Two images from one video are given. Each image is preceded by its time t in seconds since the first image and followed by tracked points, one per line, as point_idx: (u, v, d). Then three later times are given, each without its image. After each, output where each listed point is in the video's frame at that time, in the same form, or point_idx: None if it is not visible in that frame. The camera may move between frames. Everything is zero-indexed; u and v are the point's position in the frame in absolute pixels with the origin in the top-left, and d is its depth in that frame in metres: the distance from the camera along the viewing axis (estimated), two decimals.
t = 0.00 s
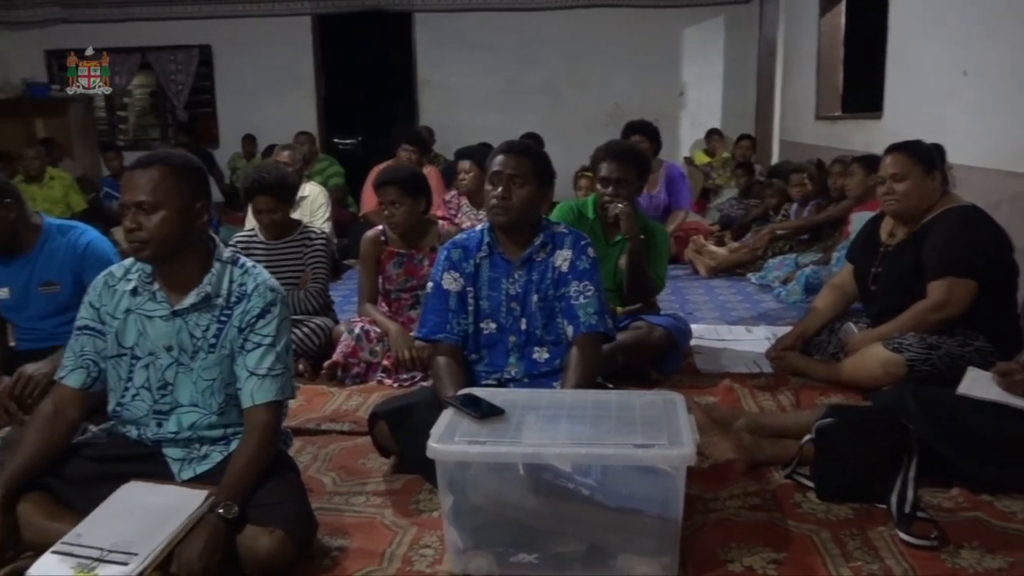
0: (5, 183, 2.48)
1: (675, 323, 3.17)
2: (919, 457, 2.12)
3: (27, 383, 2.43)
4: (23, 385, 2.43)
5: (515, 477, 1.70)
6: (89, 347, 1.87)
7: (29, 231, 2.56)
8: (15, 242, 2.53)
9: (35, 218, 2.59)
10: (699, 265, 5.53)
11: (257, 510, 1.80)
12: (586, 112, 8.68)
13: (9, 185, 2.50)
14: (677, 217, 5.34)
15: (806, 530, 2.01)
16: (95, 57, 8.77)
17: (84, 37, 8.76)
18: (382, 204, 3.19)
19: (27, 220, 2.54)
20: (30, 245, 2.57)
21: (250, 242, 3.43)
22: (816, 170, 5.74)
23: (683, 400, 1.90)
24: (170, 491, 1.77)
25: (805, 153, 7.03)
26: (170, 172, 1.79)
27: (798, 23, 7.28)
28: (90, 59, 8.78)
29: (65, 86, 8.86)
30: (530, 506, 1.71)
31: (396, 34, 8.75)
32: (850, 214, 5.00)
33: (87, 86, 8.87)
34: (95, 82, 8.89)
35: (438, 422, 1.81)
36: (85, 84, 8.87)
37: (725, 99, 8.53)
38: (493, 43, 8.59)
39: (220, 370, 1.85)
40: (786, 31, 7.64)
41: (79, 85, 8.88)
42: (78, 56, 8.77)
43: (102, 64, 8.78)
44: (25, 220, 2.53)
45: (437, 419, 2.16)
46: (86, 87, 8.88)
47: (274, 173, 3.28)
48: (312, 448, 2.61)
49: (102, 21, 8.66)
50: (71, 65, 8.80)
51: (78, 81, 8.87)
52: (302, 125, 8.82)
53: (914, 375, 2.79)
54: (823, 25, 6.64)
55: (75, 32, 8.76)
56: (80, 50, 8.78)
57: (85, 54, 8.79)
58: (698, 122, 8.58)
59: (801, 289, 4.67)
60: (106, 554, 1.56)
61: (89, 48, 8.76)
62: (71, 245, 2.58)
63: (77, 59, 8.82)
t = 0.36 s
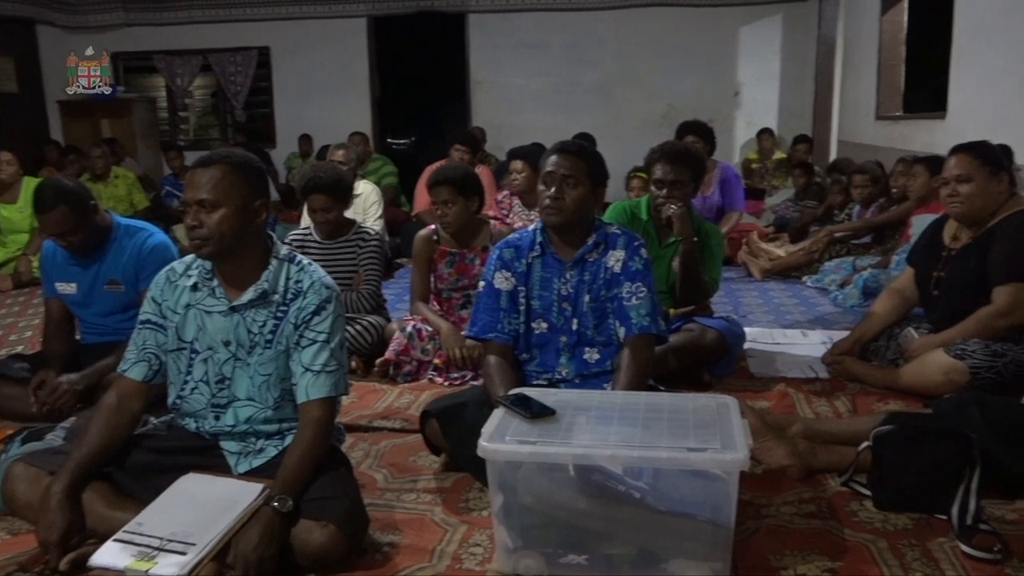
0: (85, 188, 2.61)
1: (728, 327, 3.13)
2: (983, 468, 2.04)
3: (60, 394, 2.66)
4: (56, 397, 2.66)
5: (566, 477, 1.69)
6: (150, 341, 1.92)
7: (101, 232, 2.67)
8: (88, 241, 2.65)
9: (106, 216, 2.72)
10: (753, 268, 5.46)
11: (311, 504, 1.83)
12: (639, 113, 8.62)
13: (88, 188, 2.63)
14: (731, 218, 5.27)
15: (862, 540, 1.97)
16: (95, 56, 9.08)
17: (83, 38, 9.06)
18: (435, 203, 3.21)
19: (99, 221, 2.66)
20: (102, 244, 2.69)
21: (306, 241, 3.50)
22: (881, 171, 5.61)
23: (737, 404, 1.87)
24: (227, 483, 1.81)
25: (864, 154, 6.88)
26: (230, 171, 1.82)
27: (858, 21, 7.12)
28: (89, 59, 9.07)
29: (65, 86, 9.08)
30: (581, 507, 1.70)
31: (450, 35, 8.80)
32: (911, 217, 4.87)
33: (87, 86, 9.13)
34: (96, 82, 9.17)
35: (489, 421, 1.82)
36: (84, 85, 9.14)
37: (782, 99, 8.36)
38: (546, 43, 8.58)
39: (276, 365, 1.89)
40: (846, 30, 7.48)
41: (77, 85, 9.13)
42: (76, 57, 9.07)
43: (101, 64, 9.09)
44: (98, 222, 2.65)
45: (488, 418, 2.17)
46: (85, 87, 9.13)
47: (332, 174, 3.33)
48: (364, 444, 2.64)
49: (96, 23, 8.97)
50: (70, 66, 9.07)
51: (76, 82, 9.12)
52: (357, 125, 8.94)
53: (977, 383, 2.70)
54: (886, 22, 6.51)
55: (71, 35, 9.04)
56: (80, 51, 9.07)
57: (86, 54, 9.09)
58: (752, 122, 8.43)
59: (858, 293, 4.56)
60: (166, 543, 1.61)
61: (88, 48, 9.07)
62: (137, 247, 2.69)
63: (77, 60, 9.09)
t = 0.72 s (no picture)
0: (152, 193, 2.68)
1: (781, 331, 3.08)
2: None
3: (110, 396, 2.87)
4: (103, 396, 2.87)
5: (614, 479, 1.68)
6: (207, 336, 1.96)
7: (168, 237, 2.77)
8: (155, 244, 2.75)
9: (173, 217, 2.81)
10: (807, 270, 5.37)
11: (360, 500, 1.85)
12: (690, 113, 8.53)
13: (157, 194, 2.71)
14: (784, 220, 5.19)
15: (919, 550, 1.92)
16: (95, 57, 8.84)
17: (89, 38, 8.76)
18: (485, 202, 3.22)
19: (166, 225, 2.75)
20: (167, 247, 2.79)
21: (359, 239, 3.54)
22: (943, 173, 5.45)
23: (790, 408, 1.84)
24: (279, 477, 1.84)
25: (924, 155, 6.70)
26: (286, 170, 1.85)
27: (919, 19, 6.93)
28: (91, 59, 8.79)
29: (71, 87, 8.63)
30: (629, 510, 1.69)
31: (500, 35, 8.82)
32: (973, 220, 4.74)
33: (89, 87, 8.82)
34: (95, 82, 8.87)
35: (538, 422, 1.82)
36: (85, 85, 8.80)
37: (838, 99, 8.17)
38: (597, 43, 8.54)
39: (328, 362, 1.91)
40: (906, 28, 7.28)
41: (80, 86, 8.76)
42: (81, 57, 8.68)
43: (102, 64, 8.91)
44: (165, 226, 2.74)
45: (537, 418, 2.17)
46: (88, 88, 8.81)
47: (386, 173, 3.35)
48: (413, 442, 2.66)
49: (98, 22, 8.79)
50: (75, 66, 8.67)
51: (80, 82, 8.74)
52: (408, 125, 9.03)
53: None
54: (947, 20, 6.33)
55: (77, 33, 8.61)
56: (82, 51, 8.66)
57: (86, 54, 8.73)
58: (807, 123, 8.26)
59: (916, 297, 4.46)
60: (220, 535, 1.64)
61: (90, 48, 8.77)
62: (199, 253, 2.78)
63: (78, 60, 8.66)
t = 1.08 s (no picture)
0: (217, 193, 2.75)
1: (838, 335, 3.02)
2: None
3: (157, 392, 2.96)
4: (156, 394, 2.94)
5: (666, 483, 1.67)
6: (264, 333, 2.00)
7: (232, 236, 2.83)
8: (218, 243, 2.82)
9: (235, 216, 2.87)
10: (864, 274, 5.25)
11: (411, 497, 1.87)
12: (745, 113, 8.41)
13: (220, 193, 2.78)
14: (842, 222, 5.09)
15: (981, 563, 1.87)
16: (97, 56, 8.25)
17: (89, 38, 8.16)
18: (537, 203, 3.22)
19: (229, 224, 2.81)
20: (230, 245, 2.85)
21: (412, 238, 3.58)
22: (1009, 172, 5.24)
23: (847, 414, 1.81)
24: (333, 473, 1.87)
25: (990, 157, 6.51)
26: (343, 170, 1.88)
27: (986, 16, 6.72)
28: (91, 59, 8.21)
29: (71, 87, 8.03)
30: (681, 514, 1.67)
31: (554, 36, 8.81)
32: None
33: (89, 87, 8.22)
34: (94, 82, 8.28)
35: (589, 423, 1.81)
36: (86, 86, 8.21)
37: (899, 98, 7.96)
38: (652, 43, 8.48)
39: (382, 360, 1.94)
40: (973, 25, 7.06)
41: (81, 86, 8.16)
42: (82, 55, 8.10)
43: (103, 64, 8.31)
44: (228, 226, 2.81)
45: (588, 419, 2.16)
46: (90, 88, 8.22)
47: (438, 172, 3.36)
48: (464, 441, 2.68)
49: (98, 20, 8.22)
50: (76, 66, 8.07)
51: (80, 82, 8.13)
52: (461, 125, 9.08)
53: None
54: (1016, 17, 6.12)
55: (75, 33, 8.00)
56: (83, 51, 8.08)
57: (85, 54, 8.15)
58: (867, 123, 8.07)
59: (980, 303, 4.33)
60: (275, 528, 1.68)
61: (91, 48, 8.20)
62: (260, 252, 2.84)
63: (77, 59, 8.07)
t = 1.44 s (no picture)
0: (269, 191, 2.79)
1: (891, 340, 2.95)
2: None
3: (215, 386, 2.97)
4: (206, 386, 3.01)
5: (713, 486, 1.65)
6: (314, 330, 2.03)
7: (283, 233, 2.89)
8: (270, 240, 2.87)
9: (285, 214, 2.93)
10: (918, 277, 5.13)
11: (456, 496, 1.87)
12: (796, 113, 8.27)
13: (272, 192, 2.84)
14: (896, 224, 4.98)
15: None
16: (96, 55, 7.82)
17: (86, 35, 7.70)
18: (585, 203, 3.20)
19: (280, 221, 2.87)
20: (281, 242, 2.91)
21: (458, 238, 3.61)
22: None
23: (901, 420, 1.77)
24: (379, 469, 1.89)
25: None
26: (392, 170, 1.90)
27: None
28: (91, 58, 7.77)
29: (68, 87, 7.59)
30: (728, 519, 1.65)
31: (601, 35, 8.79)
32: None
33: (88, 88, 7.79)
34: (95, 83, 7.86)
35: (635, 424, 1.80)
36: (85, 86, 7.77)
37: (956, 97, 7.73)
38: (701, 42, 8.40)
39: (429, 358, 1.95)
40: None
41: (79, 86, 7.72)
42: (80, 54, 7.66)
43: (103, 63, 7.88)
44: (279, 223, 2.87)
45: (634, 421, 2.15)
46: (88, 89, 7.78)
47: (486, 172, 3.39)
48: (508, 440, 2.68)
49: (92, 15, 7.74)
50: (73, 65, 7.62)
51: (78, 82, 7.70)
52: (508, 125, 9.10)
53: None
54: None
55: (70, 31, 7.53)
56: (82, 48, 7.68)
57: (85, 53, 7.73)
58: (922, 122, 7.87)
59: None
60: (322, 523, 1.71)
61: (90, 47, 7.76)
62: (310, 249, 2.89)
63: (78, 59, 7.67)
